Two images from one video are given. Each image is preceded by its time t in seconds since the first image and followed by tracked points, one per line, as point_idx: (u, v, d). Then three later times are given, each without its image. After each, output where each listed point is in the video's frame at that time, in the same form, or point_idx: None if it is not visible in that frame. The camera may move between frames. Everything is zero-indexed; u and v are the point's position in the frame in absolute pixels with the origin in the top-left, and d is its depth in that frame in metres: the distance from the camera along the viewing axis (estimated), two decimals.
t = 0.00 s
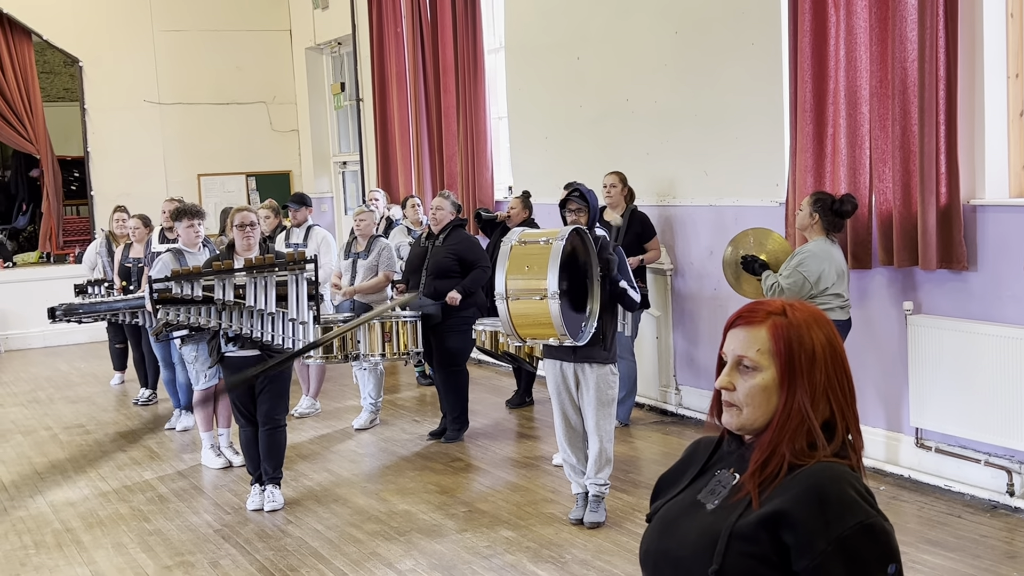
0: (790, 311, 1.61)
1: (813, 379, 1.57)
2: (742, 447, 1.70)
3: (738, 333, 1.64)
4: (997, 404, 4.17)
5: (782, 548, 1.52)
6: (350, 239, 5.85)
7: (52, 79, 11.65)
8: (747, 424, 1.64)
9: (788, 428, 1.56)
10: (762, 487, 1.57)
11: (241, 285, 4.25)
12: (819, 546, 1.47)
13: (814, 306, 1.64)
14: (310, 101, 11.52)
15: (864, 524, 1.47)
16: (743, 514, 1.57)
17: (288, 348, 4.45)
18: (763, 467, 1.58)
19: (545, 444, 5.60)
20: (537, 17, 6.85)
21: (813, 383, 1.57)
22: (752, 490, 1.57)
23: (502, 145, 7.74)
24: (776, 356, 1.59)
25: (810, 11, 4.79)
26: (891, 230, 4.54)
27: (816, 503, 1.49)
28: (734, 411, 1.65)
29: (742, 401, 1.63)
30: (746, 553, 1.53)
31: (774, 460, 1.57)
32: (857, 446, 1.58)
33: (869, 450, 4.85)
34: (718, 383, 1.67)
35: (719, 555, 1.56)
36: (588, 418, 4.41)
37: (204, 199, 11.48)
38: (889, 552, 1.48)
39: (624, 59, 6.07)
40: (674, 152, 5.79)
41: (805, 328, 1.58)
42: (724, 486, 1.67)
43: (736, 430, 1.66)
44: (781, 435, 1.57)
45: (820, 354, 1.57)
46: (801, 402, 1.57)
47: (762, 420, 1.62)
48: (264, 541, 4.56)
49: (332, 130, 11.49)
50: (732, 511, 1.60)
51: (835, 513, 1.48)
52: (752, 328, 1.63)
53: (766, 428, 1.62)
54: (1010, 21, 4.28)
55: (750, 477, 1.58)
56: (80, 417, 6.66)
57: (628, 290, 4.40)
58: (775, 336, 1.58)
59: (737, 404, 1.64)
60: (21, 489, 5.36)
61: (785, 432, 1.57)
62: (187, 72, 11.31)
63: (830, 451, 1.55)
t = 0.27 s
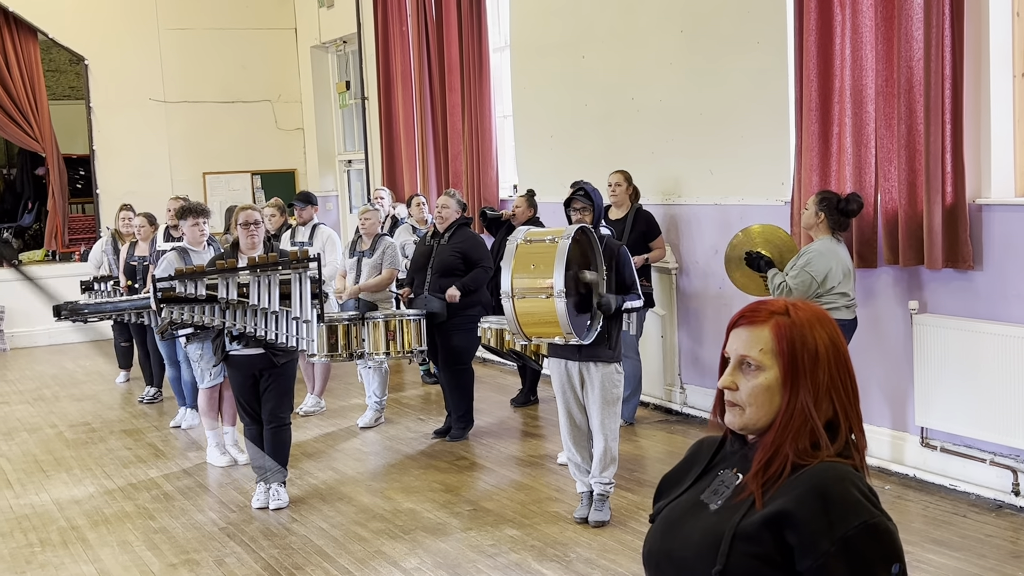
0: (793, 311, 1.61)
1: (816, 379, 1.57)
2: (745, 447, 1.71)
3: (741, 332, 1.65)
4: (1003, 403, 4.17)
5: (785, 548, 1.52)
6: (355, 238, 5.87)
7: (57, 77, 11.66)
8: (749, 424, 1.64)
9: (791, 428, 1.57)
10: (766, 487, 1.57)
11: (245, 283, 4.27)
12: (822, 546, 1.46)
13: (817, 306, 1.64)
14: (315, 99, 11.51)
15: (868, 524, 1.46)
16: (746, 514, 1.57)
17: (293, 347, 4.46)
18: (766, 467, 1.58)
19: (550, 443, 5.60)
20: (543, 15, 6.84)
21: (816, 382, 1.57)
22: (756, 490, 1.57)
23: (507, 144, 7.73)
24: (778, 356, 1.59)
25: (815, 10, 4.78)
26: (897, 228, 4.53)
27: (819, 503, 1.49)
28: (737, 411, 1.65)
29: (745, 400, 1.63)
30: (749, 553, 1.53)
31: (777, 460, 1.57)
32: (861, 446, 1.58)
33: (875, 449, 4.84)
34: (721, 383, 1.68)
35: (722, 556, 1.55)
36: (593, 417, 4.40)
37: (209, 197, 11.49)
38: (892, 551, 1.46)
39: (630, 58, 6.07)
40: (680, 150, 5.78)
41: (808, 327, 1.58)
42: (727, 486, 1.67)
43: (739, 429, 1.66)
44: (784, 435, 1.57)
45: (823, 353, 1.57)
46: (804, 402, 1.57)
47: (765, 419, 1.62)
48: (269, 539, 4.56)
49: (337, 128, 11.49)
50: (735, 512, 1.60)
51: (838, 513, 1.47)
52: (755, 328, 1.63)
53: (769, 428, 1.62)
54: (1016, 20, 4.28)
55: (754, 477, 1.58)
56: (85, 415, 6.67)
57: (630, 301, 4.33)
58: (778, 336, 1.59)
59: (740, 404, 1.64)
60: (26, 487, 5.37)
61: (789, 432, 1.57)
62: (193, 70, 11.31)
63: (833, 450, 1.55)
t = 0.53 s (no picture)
0: (792, 311, 1.61)
1: (816, 379, 1.57)
2: (745, 447, 1.70)
3: (740, 333, 1.65)
4: (1006, 403, 4.16)
5: (785, 548, 1.51)
6: (357, 238, 5.86)
7: (60, 76, 11.67)
8: (749, 425, 1.64)
9: (791, 428, 1.57)
10: (765, 487, 1.57)
11: (247, 282, 4.28)
12: (822, 546, 1.46)
13: (816, 306, 1.64)
14: (318, 98, 11.52)
15: (867, 524, 1.46)
16: (746, 515, 1.57)
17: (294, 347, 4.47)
18: (765, 467, 1.58)
19: (552, 442, 5.60)
20: (546, 15, 6.84)
21: (815, 383, 1.57)
22: (755, 491, 1.56)
23: (510, 143, 7.73)
24: (777, 356, 1.59)
25: (818, 10, 4.77)
26: (900, 228, 4.53)
27: (819, 504, 1.49)
28: (737, 412, 1.65)
29: (744, 401, 1.63)
30: (749, 553, 1.53)
31: (777, 460, 1.57)
32: (860, 446, 1.58)
33: (878, 449, 4.84)
34: (720, 383, 1.68)
35: (722, 556, 1.55)
36: (595, 417, 4.39)
37: (212, 197, 11.50)
38: (892, 552, 1.46)
39: (633, 57, 6.07)
40: (682, 150, 5.78)
41: (807, 328, 1.58)
42: (727, 486, 1.67)
43: (738, 430, 1.66)
44: (783, 436, 1.57)
45: (822, 353, 1.57)
46: (803, 402, 1.57)
47: (764, 420, 1.62)
48: (272, 538, 4.56)
49: (340, 128, 11.49)
50: (735, 512, 1.60)
51: (838, 513, 1.47)
52: (754, 328, 1.63)
53: (768, 428, 1.62)
54: (1019, 19, 4.27)
55: (753, 477, 1.58)
56: (88, 414, 6.68)
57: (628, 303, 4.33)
58: (777, 336, 1.59)
59: (740, 404, 1.64)
60: (29, 485, 5.38)
61: (788, 432, 1.57)
62: (196, 69, 11.32)
63: (833, 451, 1.55)
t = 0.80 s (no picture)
0: (793, 311, 1.61)
1: (816, 379, 1.57)
2: (745, 447, 1.70)
3: (741, 333, 1.65)
4: (1007, 404, 4.16)
5: (786, 549, 1.51)
6: (359, 237, 5.85)
7: (62, 76, 11.68)
8: (749, 425, 1.64)
9: (792, 429, 1.57)
10: (766, 488, 1.56)
11: (247, 282, 4.27)
12: (822, 546, 1.46)
13: (817, 306, 1.64)
14: (320, 98, 11.51)
15: (868, 525, 1.46)
16: (747, 515, 1.56)
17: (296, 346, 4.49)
18: (766, 467, 1.58)
19: (554, 442, 5.60)
20: (548, 15, 6.84)
21: (816, 383, 1.57)
22: (756, 491, 1.56)
23: (512, 142, 7.73)
24: (778, 356, 1.59)
25: (820, 10, 4.77)
26: (902, 228, 4.52)
27: (819, 504, 1.49)
28: (737, 412, 1.65)
29: (745, 401, 1.63)
30: (750, 554, 1.53)
31: (777, 461, 1.57)
32: (861, 446, 1.58)
33: (879, 449, 4.84)
34: (721, 383, 1.68)
35: (723, 556, 1.55)
36: (596, 416, 4.39)
37: (214, 196, 11.49)
38: (892, 552, 1.46)
39: (635, 57, 6.07)
40: (684, 149, 5.78)
41: (808, 328, 1.58)
42: (727, 486, 1.66)
43: (739, 430, 1.66)
44: (784, 435, 1.57)
45: (823, 353, 1.57)
46: (804, 402, 1.57)
47: (765, 420, 1.62)
48: (273, 538, 4.56)
49: (341, 128, 11.49)
50: (735, 512, 1.59)
51: (838, 514, 1.47)
52: (755, 328, 1.63)
53: (769, 429, 1.62)
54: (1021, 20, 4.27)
55: (754, 478, 1.58)
56: (90, 414, 6.68)
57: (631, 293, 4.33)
58: (778, 336, 1.58)
59: (740, 404, 1.64)
60: (31, 485, 5.38)
61: (789, 432, 1.57)
62: (197, 69, 11.32)
63: (833, 451, 1.55)
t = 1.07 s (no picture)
0: (793, 311, 1.61)
1: (816, 379, 1.57)
2: (745, 447, 1.70)
3: (741, 332, 1.65)
4: (1007, 404, 4.16)
5: (786, 548, 1.51)
6: (359, 237, 5.85)
7: (63, 76, 11.68)
8: (750, 425, 1.64)
9: (792, 428, 1.57)
10: (766, 487, 1.56)
11: (247, 282, 4.26)
12: (823, 546, 1.46)
13: (817, 306, 1.64)
14: (320, 98, 11.51)
15: (868, 525, 1.46)
16: (747, 514, 1.56)
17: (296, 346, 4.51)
18: (766, 467, 1.58)
19: (554, 442, 5.60)
20: (548, 14, 6.84)
21: (816, 382, 1.56)
22: (756, 491, 1.56)
23: (512, 142, 7.73)
24: (778, 356, 1.59)
25: (820, 10, 4.77)
26: (902, 228, 4.53)
27: (819, 503, 1.49)
28: (737, 411, 1.65)
29: (745, 401, 1.63)
30: (750, 553, 1.53)
31: (778, 460, 1.56)
32: (860, 445, 1.58)
33: (879, 449, 4.84)
34: (721, 383, 1.68)
35: (723, 556, 1.55)
36: (596, 417, 4.39)
37: (214, 196, 11.50)
38: (892, 552, 1.46)
39: (635, 57, 6.07)
40: (684, 149, 5.78)
41: (808, 327, 1.58)
42: (728, 486, 1.66)
43: (739, 429, 1.66)
44: (784, 435, 1.57)
45: (824, 353, 1.57)
46: (805, 401, 1.57)
47: (765, 419, 1.62)
48: (273, 538, 4.56)
49: (342, 128, 11.49)
50: (736, 512, 1.59)
51: (839, 513, 1.47)
52: (755, 327, 1.63)
53: (769, 428, 1.62)
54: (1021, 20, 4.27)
55: (754, 477, 1.58)
56: (90, 414, 6.68)
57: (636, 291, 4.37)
58: (778, 336, 1.58)
59: (740, 404, 1.64)
60: (31, 485, 5.38)
61: (789, 431, 1.57)
62: (198, 69, 11.32)
63: (833, 450, 1.55)
